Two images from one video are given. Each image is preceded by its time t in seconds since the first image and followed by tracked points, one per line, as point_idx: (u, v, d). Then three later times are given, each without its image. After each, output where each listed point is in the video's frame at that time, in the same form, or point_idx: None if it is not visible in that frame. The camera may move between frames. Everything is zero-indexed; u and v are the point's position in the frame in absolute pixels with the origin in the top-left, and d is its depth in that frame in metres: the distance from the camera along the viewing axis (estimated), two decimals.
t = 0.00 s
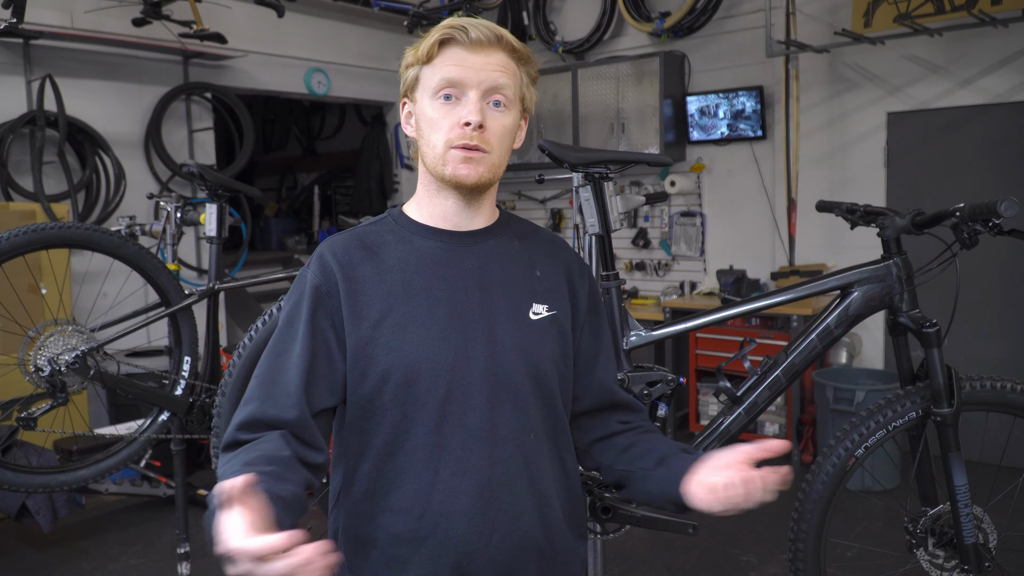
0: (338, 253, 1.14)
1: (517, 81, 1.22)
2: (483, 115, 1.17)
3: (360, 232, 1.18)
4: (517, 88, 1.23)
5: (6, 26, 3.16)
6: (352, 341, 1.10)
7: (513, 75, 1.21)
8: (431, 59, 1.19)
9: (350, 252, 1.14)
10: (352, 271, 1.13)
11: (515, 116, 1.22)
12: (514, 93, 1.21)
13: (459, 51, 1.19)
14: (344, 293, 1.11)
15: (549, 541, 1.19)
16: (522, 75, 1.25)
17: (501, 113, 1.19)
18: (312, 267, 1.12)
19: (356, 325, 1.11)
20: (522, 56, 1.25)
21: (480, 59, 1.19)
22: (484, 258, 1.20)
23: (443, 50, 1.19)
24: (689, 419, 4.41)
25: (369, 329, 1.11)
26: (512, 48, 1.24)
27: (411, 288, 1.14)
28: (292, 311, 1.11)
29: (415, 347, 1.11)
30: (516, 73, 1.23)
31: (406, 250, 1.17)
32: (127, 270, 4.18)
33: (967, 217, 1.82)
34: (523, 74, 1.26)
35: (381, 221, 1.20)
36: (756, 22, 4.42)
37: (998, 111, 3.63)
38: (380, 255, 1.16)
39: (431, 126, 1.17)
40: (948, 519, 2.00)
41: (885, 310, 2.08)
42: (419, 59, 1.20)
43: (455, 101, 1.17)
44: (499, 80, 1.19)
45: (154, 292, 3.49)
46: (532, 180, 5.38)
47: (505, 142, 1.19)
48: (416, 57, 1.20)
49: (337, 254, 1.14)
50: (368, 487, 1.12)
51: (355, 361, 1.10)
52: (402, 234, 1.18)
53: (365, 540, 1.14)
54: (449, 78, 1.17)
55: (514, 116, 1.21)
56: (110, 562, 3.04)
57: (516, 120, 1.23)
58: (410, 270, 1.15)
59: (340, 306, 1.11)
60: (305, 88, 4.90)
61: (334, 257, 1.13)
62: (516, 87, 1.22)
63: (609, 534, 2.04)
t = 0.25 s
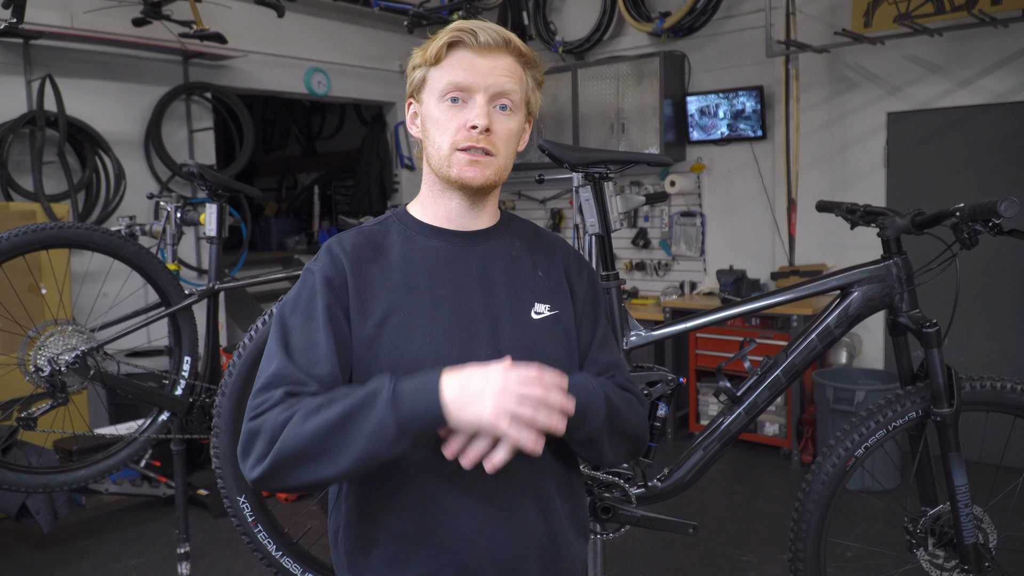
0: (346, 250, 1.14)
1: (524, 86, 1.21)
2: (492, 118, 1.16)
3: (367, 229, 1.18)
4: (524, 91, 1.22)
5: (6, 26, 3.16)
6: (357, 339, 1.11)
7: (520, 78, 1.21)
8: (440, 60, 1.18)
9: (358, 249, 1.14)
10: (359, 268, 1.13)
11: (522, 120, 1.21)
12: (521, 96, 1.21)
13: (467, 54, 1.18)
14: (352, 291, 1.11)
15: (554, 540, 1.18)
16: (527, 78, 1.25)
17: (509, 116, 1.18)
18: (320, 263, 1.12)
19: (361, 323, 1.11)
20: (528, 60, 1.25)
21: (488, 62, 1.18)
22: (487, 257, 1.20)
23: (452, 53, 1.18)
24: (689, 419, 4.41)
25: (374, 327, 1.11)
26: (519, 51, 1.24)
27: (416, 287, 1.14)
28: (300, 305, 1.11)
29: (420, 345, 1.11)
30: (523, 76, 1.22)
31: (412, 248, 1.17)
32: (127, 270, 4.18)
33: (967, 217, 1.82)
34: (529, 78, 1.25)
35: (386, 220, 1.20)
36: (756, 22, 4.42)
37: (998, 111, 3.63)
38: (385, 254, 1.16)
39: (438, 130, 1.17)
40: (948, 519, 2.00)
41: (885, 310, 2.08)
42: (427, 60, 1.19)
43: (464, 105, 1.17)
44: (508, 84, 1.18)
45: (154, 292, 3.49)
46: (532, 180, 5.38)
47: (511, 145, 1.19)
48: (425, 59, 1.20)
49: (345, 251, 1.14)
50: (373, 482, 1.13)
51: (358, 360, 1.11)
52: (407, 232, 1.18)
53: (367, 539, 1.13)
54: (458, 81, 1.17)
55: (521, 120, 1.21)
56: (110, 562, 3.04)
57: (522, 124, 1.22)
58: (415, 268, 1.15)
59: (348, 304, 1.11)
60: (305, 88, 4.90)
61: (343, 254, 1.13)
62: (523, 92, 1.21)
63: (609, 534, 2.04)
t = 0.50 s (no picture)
0: (351, 241, 1.14)
1: (528, 87, 1.21)
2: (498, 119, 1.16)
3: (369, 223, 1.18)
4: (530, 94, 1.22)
5: (6, 26, 3.16)
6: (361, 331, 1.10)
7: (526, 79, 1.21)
8: (446, 61, 1.18)
9: (361, 242, 1.14)
10: (363, 259, 1.13)
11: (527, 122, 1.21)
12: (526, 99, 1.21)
13: (474, 55, 1.18)
14: (357, 281, 1.11)
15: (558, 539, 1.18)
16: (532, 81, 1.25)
17: (515, 118, 1.18)
18: (324, 252, 1.12)
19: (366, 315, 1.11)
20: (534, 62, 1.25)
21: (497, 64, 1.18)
22: (490, 254, 1.20)
23: (458, 53, 1.18)
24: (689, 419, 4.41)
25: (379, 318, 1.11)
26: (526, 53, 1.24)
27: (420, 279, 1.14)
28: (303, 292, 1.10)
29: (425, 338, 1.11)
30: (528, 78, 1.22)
31: (415, 241, 1.17)
32: (127, 271, 4.18)
33: (967, 217, 1.82)
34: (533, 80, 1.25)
35: (388, 217, 1.20)
36: (756, 23, 4.42)
37: (998, 111, 3.63)
38: (388, 248, 1.16)
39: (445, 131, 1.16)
40: (948, 519, 2.00)
41: (885, 310, 2.08)
42: (433, 61, 1.19)
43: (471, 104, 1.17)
44: (514, 85, 1.19)
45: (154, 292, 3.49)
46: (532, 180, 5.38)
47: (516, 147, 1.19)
48: (431, 59, 1.19)
49: (350, 242, 1.14)
50: (376, 480, 1.11)
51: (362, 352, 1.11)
52: (410, 228, 1.18)
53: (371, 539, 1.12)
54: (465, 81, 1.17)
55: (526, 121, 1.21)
56: (110, 562, 3.04)
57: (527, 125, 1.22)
58: (419, 261, 1.16)
59: (351, 294, 1.11)
60: (305, 88, 4.90)
61: (347, 245, 1.13)
62: (528, 93, 1.21)
63: (609, 534, 2.04)
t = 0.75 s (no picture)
0: (354, 244, 1.15)
1: (534, 92, 1.21)
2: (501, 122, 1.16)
3: (374, 226, 1.18)
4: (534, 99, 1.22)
5: (6, 26, 3.16)
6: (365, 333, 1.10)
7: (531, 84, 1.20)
8: (452, 65, 1.19)
9: (365, 243, 1.15)
10: (367, 261, 1.13)
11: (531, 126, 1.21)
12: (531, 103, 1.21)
13: (479, 59, 1.18)
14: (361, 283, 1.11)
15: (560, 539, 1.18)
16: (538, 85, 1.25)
17: (518, 122, 1.18)
18: (328, 256, 1.13)
19: (370, 316, 1.11)
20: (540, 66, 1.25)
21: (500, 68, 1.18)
22: (495, 255, 1.20)
23: (464, 58, 1.19)
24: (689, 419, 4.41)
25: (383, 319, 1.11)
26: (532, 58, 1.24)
27: (424, 281, 1.14)
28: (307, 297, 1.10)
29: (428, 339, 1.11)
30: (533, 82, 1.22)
31: (418, 244, 1.17)
32: (127, 271, 4.18)
33: (967, 217, 1.82)
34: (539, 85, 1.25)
35: (393, 219, 1.20)
36: (756, 22, 4.42)
37: (998, 111, 3.63)
38: (393, 249, 1.16)
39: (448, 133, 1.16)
40: (948, 519, 2.00)
41: (885, 310, 2.08)
42: (439, 65, 1.20)
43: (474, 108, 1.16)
44: (517, 90, 1.18)
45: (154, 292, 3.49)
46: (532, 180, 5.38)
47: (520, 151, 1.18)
48: (437, 63, 1.20)
49: (353, 245, 1.14)
50: (378, 480, 1.12)
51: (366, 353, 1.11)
52: (414, 229, 1.19)
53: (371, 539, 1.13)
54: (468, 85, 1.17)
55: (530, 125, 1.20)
56: (110, 562, 3.04)
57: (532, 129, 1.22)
58: (423, 263, 1.16)
59: (355, 296, 1.11)
60: (305, 88, 4.90)
61: (351, 249, 1.14)
62: (533, 98, 1.21)
63: (609, 534, 2.04)
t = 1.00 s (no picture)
0: (356, 244, 1.15)
1: (536, 89, 1.21)
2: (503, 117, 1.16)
3: (376, 227, 1.18)
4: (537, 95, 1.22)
5: (6, 26, 3.16)
6: (365, 332, 1.11)
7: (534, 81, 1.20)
8: (454, 63, 1.19)
9: (367, 244, 1.15)
10: (368, 261, 1.14)
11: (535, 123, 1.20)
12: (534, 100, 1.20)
13: (481, 56, 1.18)
14: (361, 283, 1.12)
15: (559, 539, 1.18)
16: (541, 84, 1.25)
17: (522, 117, 1.18)
18: (331, 256, 1.13)
19: (370, 316, 1.11)
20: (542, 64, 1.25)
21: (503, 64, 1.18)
22: (496, 255, 1.20)
23: (466, 55, 1.19)
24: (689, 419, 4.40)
25: (383, 319, 1.11)
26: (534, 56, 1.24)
27: (424, 282, 1.14)
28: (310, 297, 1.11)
29: (429, 340, 1.11)
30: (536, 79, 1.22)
31: (420, 245, 1.17)
32: (127, 271, 4.17)
33: (967, 217, 1.82)
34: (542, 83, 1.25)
35: (396, 219, 1.21)
36: (756, 22, 4.42)
37: (997, 111, 3.63)
38: (394, 248, 1.17)
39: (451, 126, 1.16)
40: (948, 519, 2.00)
41: (885, 310, 2.08)
42: (442, 63, 1.20)
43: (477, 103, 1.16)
44: (520, 86, 1.18)
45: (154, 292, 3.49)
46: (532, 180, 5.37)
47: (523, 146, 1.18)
48: (440, 61, 1.20)
49: (354, 244, 1.15)
50: (379, 477, 1.12)
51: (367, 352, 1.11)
52: (416, 228, 1.19)
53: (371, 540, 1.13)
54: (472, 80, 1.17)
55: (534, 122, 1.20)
56: (110, 562, 3.04)
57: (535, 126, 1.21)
58: (424, 263, 1.16)
59: (356, 297, 1.12)
60: (305, 88, 4.90)
61: (352, 248, 1.14)
62: (536, 95, 1.21)
63: (609, 534, 2.04)
